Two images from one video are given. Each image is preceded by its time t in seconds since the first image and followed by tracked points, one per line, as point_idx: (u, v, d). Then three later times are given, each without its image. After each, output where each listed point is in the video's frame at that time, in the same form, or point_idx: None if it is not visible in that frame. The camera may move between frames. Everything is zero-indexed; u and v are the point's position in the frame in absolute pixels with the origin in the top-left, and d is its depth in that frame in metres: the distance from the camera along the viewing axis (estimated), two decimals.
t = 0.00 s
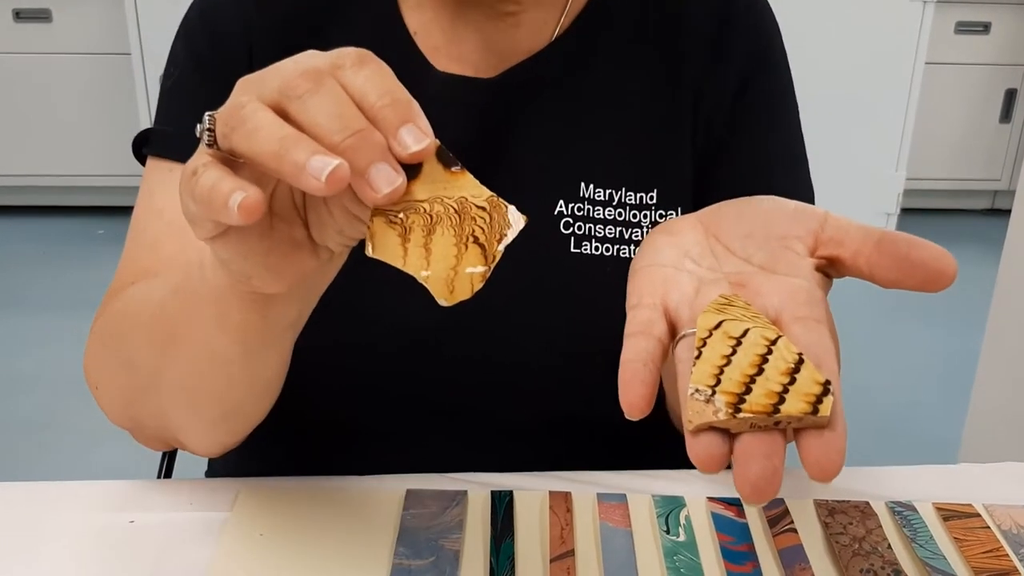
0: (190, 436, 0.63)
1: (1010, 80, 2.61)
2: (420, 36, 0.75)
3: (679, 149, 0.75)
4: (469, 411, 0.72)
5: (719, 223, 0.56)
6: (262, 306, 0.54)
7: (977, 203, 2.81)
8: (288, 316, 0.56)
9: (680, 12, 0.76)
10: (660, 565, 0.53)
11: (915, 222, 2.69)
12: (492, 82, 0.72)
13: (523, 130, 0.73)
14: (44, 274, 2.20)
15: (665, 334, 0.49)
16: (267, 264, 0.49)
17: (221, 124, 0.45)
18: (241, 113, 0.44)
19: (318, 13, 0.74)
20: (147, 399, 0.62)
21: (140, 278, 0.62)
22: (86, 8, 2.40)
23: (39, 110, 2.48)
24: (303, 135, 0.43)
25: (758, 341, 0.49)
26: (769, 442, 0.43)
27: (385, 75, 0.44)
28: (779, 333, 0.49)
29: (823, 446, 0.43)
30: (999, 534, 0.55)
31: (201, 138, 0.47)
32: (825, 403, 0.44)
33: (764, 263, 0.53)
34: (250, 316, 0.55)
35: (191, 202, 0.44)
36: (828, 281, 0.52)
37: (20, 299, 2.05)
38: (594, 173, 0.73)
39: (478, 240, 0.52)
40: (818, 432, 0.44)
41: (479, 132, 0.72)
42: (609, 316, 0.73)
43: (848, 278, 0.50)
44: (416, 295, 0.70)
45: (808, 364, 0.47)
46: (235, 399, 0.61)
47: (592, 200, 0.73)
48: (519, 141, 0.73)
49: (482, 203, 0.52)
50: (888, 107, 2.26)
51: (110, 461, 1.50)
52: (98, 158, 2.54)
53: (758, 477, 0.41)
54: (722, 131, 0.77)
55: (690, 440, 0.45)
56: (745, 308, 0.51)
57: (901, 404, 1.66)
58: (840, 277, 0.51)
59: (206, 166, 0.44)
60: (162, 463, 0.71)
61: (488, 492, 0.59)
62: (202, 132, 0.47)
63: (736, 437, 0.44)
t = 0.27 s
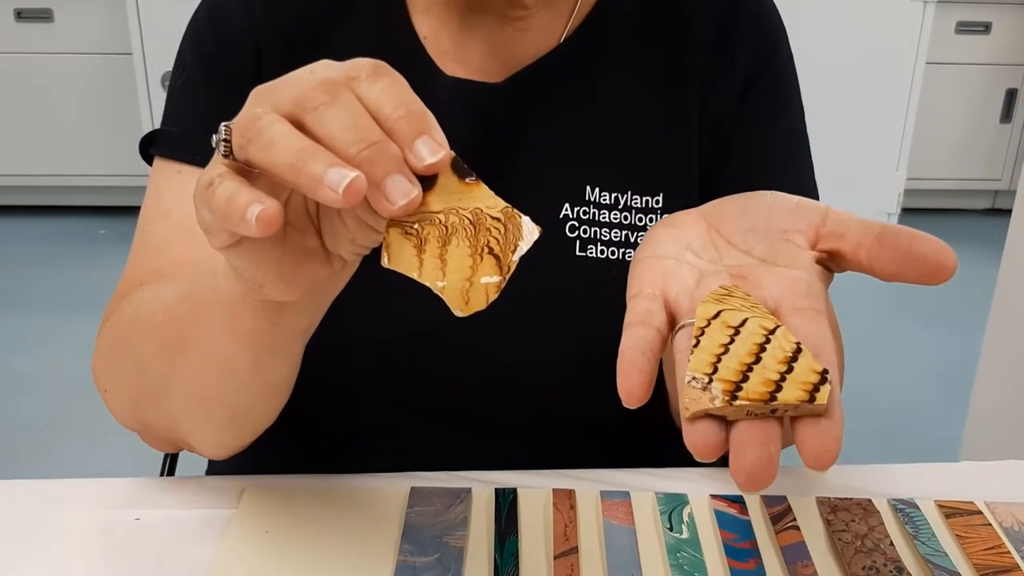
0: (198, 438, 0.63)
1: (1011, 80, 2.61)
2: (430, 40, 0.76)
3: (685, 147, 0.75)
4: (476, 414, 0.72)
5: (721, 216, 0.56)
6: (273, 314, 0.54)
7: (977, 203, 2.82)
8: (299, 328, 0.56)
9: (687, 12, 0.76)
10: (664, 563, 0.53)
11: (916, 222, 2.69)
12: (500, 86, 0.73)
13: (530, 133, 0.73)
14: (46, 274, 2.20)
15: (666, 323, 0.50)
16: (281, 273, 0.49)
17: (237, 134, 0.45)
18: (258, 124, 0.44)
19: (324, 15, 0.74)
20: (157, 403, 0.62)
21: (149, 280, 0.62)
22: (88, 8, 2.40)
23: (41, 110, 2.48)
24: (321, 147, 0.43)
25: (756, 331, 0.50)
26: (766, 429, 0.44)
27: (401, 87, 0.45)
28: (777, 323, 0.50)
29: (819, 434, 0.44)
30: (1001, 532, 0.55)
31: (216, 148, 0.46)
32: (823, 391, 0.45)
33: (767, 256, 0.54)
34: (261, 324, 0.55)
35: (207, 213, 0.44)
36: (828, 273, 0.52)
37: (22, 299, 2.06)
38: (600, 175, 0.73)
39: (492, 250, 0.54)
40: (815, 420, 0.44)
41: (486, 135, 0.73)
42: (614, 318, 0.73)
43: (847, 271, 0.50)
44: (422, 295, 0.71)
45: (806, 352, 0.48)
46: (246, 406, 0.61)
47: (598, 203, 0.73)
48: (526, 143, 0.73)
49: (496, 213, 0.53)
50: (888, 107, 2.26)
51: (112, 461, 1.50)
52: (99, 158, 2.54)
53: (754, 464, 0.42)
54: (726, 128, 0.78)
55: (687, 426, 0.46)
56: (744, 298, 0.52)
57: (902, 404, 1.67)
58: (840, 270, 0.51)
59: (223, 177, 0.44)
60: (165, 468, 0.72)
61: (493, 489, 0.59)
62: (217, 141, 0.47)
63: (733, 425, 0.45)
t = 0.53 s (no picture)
0: (208, 433, 0.64)
1: (1011, 81, 2.62)
2: (436, 41, 0.76)
3: (687, 144, 0.76)
4: (482, 410, 0.73)
5: (720, 213, 0.57)
6: (287, 309, 0.55)
7: (977, 203, 2.82)
8: (310, 321, 0.57)
9: (690, 10, 0.76)
10: (665, 560, 0.53)
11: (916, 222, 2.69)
12: (504, 84, 0.73)
13: (535, 131, 0.74)
14: (49, 274, 2.21)
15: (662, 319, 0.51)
16: (294, 267, 0.50)
17: (251, 129, 0.45)
18: (272, 120, 0.45)
19: (331, 17, 0.75)
20: (168, 401, 0.62)
21: (162, 279, 0.63)
22: (90, 8, 2.41)
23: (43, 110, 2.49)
24: (334, 141, 0.44)
25: (750, 327, 0.51)
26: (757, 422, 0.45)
27: (412, 82, 0.46)
28: (770, 318, 0.51)
29: (810, 426, 0.45)
30: (998, 528, 0.56)
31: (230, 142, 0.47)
32: (814, 384, 0.46)
33: (765, 251, 0.54)
34: (272, 318, 0.56)
35: (221, 207, 0.45)
36: (824, 269, 0.53)
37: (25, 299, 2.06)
38: (604, 172, 0.74)
39: (501, 242, 0.55)
40: (807, 413, 0.46)
41: (491, 134, 0.73)
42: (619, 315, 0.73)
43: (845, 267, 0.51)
44: (428, 291, 0.71)
45: (799, 347, 0.49)
46: (259, 401, 0.62)
47: (603, 199, 0.74)
48: (530, 142, 0.74)
49: (505, 206, 0.54)
50: (888, 108, 2.27)
51: (115, 459, 1.51)
52: (101, 158, 2.55)
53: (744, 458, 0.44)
54: (730, 125, 0.79)
55: (681, 421, 0.47)
56: (738, 293, 0.53)
57: (901, 403, 1.67)
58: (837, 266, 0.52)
59: (237, 171, 0.45)
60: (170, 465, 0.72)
61: (495, 486, 0.60)
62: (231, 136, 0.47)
63: (726, 419, 0.46)
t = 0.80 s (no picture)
0: (211, 431, 0.65)
1: (1010, 82, 2.62)
2: (425, 41, 0.77)
3: (675, 139, 0.77)
4: (479, 403, 0.74)
5: (699, 195, 0.57)
6: (282, 301, 0.56)
7: (976, 204, 2.83)
8: (306, 313, 0.58)
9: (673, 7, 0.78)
10: (664, 556, 0.54)
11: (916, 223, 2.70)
12: (494, 81, 0.74)
13: (524, 128, 0.75)
14: (51, 274, 2.22)
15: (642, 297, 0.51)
16: (288, 260, 0.51)
17: (242, 124, 0.47)
18: (262, 114, 0.46)
19: (327, 21, 0.76)
20: (170, 397, 0.63)
21: (162, 277, 0.64)
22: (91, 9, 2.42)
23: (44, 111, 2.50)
24: (322, 134, 0.46)
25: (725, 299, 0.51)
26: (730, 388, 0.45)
27: (397, 76, 0.47)
28: (745, 291, 0.51)
29: (782, 391, 0.45)
30: (992, 525, 0.56)
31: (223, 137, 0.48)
32: (786, 351, 0.46)
33: (740, 230, 0.54)
34: (269, 311, 0.57)
35: (214, 199, 0.46)
36: (802, 247, 0.53)
37: (28, 299, 2.07)
38: (593, 166, 0.75)
39: (487, 230, 0.54)
40: (779, 378, 0.45)
41: (482, 131, 0.74)
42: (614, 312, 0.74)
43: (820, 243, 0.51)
44: (422, 286, 0.72)
45: (772, 317, 0.49)
46: (260, 398, 0.62)
47: (592, 192, 0.75)
48: (521, 138, 0.74)
49: (490, 194, 0.54)
50: (886, 109, 2.28)
51: (119, 458, 1.52)
52: (102, 159, 2.56)
53: (718, 421, 0.44)
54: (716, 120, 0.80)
55: (657, 389, 0.47)
56: (714, 269, 0.53)
57: (900, 403, 1.68)
58: (813, 243, 0.52)
59: (229, 164, 0.46)
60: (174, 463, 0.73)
61: (496, 483, 0.60)
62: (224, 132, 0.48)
63: (700, 386, 0.46)
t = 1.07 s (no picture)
0: (203, 419, 0.66)
1: (1010, 83, 2.63)
2: (411, 40, 0.78)
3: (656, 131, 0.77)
4: (464, 392, 0.74)
5: (674, 181, 0.57)
6: (261, 285, 0.56)
7: (977, 204, 2.84)
8: (285, 298, 0.58)
9: None
10: (664, 548, 0.55)
11: (916, 223, 2.71)
12: (478, 75, 0.75)
13: (508, 121, 0.75)
14: (55, 274, 2.23)
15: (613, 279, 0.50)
16: (263, 242, 0.52)
17: (212, 106, 0.48)
18: (229, 96, 0.47)
19: (321, 21, 0.77)
20: (161, 384, 0.64)
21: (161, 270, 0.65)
22: (93, 9, 2.43)
23: (47, 111, 2.51)
24: (287, 113, 0.47)
25: (691, 279, 0.50)
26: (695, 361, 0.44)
27: (363, 59, 0.48)
28: (712, 271, 0.50)
29: (745, 365, 0.43)
30: (988, 519, 0.57)
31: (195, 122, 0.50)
32: (749, 326, 0.45)
33: (711, 213, 0.53)
34: (248, 296, 0.57)
35: (185, 178, 0.46)
36: (770, 231, 0.53)
37: (32, 299, 2.08)
38: (575, 158, 0.75)
39: (449, 207, 0.54)
40: (742, 353, 0.44)
41: (465, 125, 0.75)
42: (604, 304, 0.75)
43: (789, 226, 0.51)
44: (411, 277, 0.73)
45: (737, 295, 0.48)
46: (245, 382, 0.63)
47: (575, 183, 0.75)
48: (503, 131, 0.75)
49: (452, 173, 0.55)
50: (886, 110, 2.28)
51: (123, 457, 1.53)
52: (104, 160, 2.56)
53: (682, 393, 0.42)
54: (697, 113, 0.80)
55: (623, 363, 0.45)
56: (683, 250, 0.52)
57: (900, 402, 1.69)
58: (782, 226, 0.52)
59: (198, 145, 0.47)
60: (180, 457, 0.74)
61: (499, 478, 0.61)
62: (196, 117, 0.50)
63: (666, 360, 0.45)
